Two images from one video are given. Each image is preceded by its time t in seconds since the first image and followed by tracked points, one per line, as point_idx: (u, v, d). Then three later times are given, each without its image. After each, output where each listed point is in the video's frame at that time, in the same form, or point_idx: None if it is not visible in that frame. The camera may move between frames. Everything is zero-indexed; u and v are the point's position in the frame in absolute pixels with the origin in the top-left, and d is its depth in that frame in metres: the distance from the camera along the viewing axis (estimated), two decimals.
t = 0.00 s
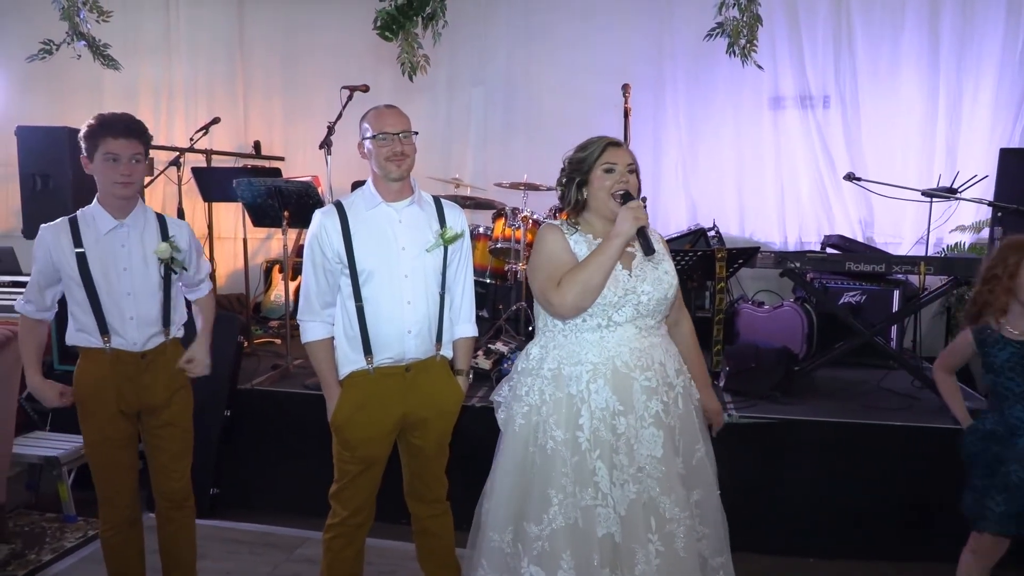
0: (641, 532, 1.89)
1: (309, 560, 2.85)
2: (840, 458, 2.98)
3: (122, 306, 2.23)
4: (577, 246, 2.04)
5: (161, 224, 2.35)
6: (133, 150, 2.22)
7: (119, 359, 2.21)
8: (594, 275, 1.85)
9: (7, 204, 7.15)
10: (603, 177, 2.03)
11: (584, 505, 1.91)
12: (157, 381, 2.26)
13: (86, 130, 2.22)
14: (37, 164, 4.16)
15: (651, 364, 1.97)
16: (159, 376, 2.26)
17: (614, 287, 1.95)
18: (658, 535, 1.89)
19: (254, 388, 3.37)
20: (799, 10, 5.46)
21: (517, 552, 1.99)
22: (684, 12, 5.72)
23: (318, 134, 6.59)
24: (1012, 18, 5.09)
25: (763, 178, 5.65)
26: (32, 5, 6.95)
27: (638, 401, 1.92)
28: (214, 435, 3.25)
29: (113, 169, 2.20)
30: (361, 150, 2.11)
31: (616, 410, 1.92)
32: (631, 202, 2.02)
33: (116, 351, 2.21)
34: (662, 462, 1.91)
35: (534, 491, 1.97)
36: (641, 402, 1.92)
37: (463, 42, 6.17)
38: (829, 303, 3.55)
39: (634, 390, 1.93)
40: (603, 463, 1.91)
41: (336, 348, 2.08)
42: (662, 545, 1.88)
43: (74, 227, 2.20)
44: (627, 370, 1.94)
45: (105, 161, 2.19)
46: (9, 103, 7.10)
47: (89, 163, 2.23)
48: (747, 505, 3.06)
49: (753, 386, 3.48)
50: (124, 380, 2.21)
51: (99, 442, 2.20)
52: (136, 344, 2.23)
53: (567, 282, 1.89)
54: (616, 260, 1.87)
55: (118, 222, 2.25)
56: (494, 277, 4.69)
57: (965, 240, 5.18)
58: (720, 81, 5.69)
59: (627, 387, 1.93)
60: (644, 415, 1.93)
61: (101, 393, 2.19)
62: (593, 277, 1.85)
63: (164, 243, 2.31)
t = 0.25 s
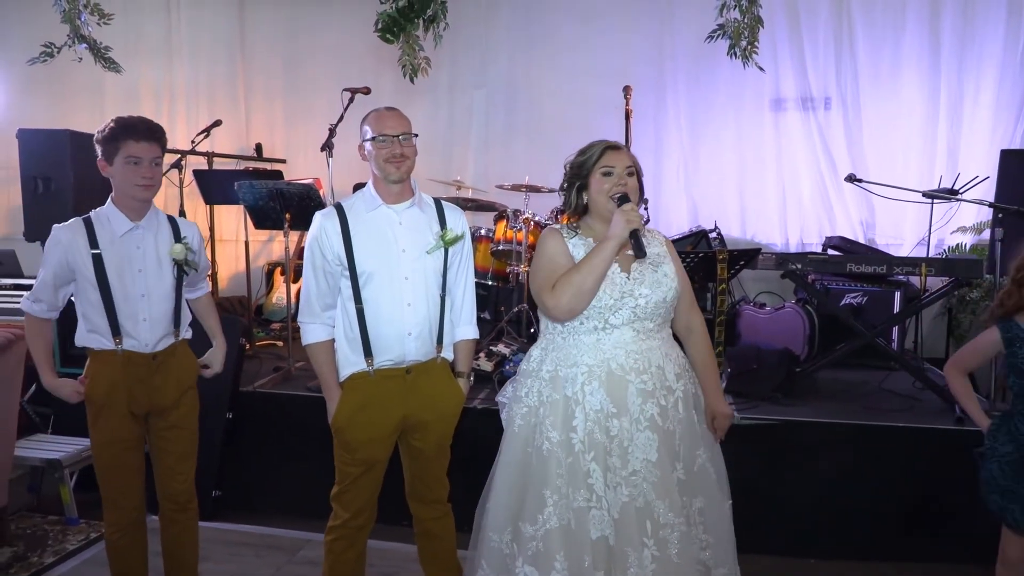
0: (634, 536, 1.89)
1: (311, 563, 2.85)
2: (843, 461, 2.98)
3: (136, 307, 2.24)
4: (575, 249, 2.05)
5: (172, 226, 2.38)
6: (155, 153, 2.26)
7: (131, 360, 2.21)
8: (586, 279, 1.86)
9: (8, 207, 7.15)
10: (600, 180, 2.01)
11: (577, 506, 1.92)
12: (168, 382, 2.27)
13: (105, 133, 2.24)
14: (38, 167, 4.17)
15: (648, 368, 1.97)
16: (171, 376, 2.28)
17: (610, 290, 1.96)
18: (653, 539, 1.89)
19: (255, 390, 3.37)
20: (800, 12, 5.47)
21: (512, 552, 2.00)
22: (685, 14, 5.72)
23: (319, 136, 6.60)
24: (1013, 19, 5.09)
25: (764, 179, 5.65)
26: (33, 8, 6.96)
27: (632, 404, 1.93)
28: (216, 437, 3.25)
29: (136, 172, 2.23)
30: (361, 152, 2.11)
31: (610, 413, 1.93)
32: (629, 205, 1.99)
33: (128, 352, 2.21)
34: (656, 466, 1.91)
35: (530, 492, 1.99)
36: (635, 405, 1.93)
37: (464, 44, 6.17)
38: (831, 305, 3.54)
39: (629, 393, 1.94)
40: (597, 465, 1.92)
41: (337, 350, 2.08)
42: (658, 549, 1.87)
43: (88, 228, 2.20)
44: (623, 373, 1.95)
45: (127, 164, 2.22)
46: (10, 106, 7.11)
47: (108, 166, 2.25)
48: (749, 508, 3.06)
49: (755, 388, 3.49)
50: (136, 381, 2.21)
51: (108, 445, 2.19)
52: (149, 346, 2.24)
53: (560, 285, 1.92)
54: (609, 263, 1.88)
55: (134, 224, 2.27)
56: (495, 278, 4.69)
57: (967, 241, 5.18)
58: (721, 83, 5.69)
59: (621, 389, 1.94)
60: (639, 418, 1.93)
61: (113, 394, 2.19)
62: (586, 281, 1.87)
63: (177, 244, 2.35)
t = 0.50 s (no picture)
0: (620, 547, 1.90)
1: (310, 564, 2.85)
2: (843, 465, 2.98)
3: (146, 306, 2.24)
4: (569, 259, 2.06)
5: (180, 225, 2.39)
6: (168, 153, 2.27)
7: (137, 360, 2.21)
8: (573, 287, 1.90)
9: (8, 206, 7.15)
10: (594, 191, 2.02)
11: (561, 514, 1.93)
12: (174, 382, 2.27)
13: (117, 132, 2.24)
14: (38, 166, 4.16)
15: (637, 379, 1.96)
16: (177, 376, 2.28)
17: (600, 300, 1.97)
18: (638, 550, 1.89)
19: (255, 391, 3.37)
20: (801, 15, 5.48)
21: (501, 558, 2.01)
22: (686, 16, 5.73)
23: (319, 136, 6.60)
24: (1014, 23, 5.10)
25: (764, 182, 5.66)
26: (34, 7, 6.97)
27: (618, 415, 1.93)
28: (215, 438, 3.24)
29: (149, 171, 2.24)
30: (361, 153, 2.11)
31: (596, 422, 1.94)
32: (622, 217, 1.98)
33: (134, 352, 2.20)
34: (641, 478, 1.90)
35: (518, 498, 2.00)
36: (620, 416, 1.93)
37: (465, 45, 6.18)
38: (830, 308, 3.54)
39: (615, 403, 1.94)
40: (581, 474, 1.92)
41: (337, 351, 2.08)
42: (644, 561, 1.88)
43: (99, 226, 2.20)
44: (609, 383, 1.95)
45: (140, 163, 2.23)
46: (11, 105, 7.11)
47: (120, 165, 2.25)
48: (750, 511, 3.05)
49: (755, 390, 3.49)
50: (142, 382, 2.21)
51: (112, 445, 2.19)
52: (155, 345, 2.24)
53: (550, 295, 1.95)
54: (598, 274, 1.90)
55: (144, 223, 2.28)
56: (495, 280, 4.69)
57: (967, 245, 5.18)
58: (722, 86, 5.70)
59: (608, 399, 1.94)
60: (624, 430, 1.93)
61: (119, 394, 2.18)
62: (576, 288, 1.90)
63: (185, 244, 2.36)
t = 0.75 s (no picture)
0: (594, 545, 1.93)
1: (307, 566, 2.84)
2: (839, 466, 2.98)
3: (148, 306, 2.24)
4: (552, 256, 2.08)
5: (181, 225, 2.39)
6: (167, 150, 2.27)
7: (137, 362, 2.20)
8: (548, 287, 1.91)
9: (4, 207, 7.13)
10: (579, 191, 2.04)
11: (536, 510, 1.96)
12: (174, 383, 2.26)
13: (117, 130, 2.24)
14: (34, 167, 4.15)
15: (613, 379, 1.97)
16: (176, 377, 2.27)
17: (577, 300, 1.98)
18: (612, 550, 1.92)
19: (251, 393, 3.37)
20: (798, 17, 5.49)
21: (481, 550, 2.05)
22: (684, 19, 5.74)
23: (316, 138, 6.59)
24: (1009, 26, 5.12)
25: (759, 184, 5.67)
26: (30, 8, 6.95)
27: (592, 415, 1.95)
28: (211, 440, 3.24)
29: (149, 169, 2.24)
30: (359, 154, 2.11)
31: (570, 420, 1.96)
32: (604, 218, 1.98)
33: (133, 354, 2.20)
34: (613, 478, 1.93)
35: (500, 493, 2.03)
36: (594, 417, 1.95)
37: (463, 47, 6.18)
38: (826, 309, 3.54)
39: (589, 403, 1.95)
40: (556, 471, 1.95)
41: (334, 353, 2.08)
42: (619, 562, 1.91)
43: (102, 226, 2.19)
44: (584, 382, 1.97)
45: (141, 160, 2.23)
46: (7, 106, 7.10)
47: (120, 163, 2.25)
48: (748, 513, 3.05)
49: (753, 392, 3.49)
50: (142, 383, 2.20)
51: (110, 446, 2.18)
52: (155, 346, 2.24)
53: (526, 295, 1.97)
54: (574, 274, 1.91)
55: (146, 221, 2.28)
56: (492, 282, 4.69)
57: (963, 246, 5.19)
58: (718, 88, 5.71)
59: (582, 398, 1.96)
60: (598, 430, 1.95)
61: (120, 396, 2.17)
62: (548, 289, 1.91)
63: (187, 244, 2.37)
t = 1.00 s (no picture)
0: (576, 536, 1.91)
1: (307, 567, 2.84)
2: (842, 467, 2.97)
3: (151, 309, 2.25)
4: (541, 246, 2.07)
5: (182, 227, 2.39)
6: (169, 150, 2.27)
7: (138, 365, 2.19)
8: (536, 275, 1.88)
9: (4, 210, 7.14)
10: (567, 181, 2.01)
11: (519, 497, 1.96)
12: (174, 386, 2.26)
13: (117, 131, 2.23)
14: (34, 170, 4.15)
15: (599, 369, 1.96)
16: (177, 379, 2.27)
17: (565, 289, 1.97)
18: (591, 538, 1.92)
19: (251, 395, 3.37)
20: (798, 19, 5.49)
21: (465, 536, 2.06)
22: (683, 20, 5.74)
23: (316, 140, 6.59)
24: (1009, 27, 5.11)
25: (759, 184, 5.66)
26: (30, 11, 6.96)
27: (577, 404, 1.93)
28: (211, 441, 3.24)
29: (152, 169, 2.23)
30: (359, 155, 2.10)
31: (555, 410, 1.95)
32: (592, 208, 1.97)
33: (134, 359, 2.19)
34: (594, 468, 1.91)
35: (485, 480, 2.03)
36: (579, 406, 1.93)
37: (462, 49, 6.18)
38: (826, 310, 3.53)
39: (574, 392, 1.94)
40: (539, 460, 1.94)
41: (335, 354, 2.08)
42: (598, 552, 1.91)
43: (104, 229, 2.19)
44: (570, 372, 1.95)
45: (143, 161, 2.23)
46: (8, 108, 7.11)
47: (122, 164, 2.24)
48: (749, 514, 3.04)
49: (753, 393, 3.48)
50: (144, 386, 2.20)
51: (111, 450, 2.17)
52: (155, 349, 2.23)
53: (515, 284, 1.94)
54: (560, 263, 1.90)
55: (147, 222, 2.27)
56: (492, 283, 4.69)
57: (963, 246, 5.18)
58: (718, 89, 5.70)
59: (567, 388, 1.95)
60: (582, 419, 1.93)
61: (120, 399, 2.16)
62: (536, 277, 1.89)
63: (190, 245, 2.36)
